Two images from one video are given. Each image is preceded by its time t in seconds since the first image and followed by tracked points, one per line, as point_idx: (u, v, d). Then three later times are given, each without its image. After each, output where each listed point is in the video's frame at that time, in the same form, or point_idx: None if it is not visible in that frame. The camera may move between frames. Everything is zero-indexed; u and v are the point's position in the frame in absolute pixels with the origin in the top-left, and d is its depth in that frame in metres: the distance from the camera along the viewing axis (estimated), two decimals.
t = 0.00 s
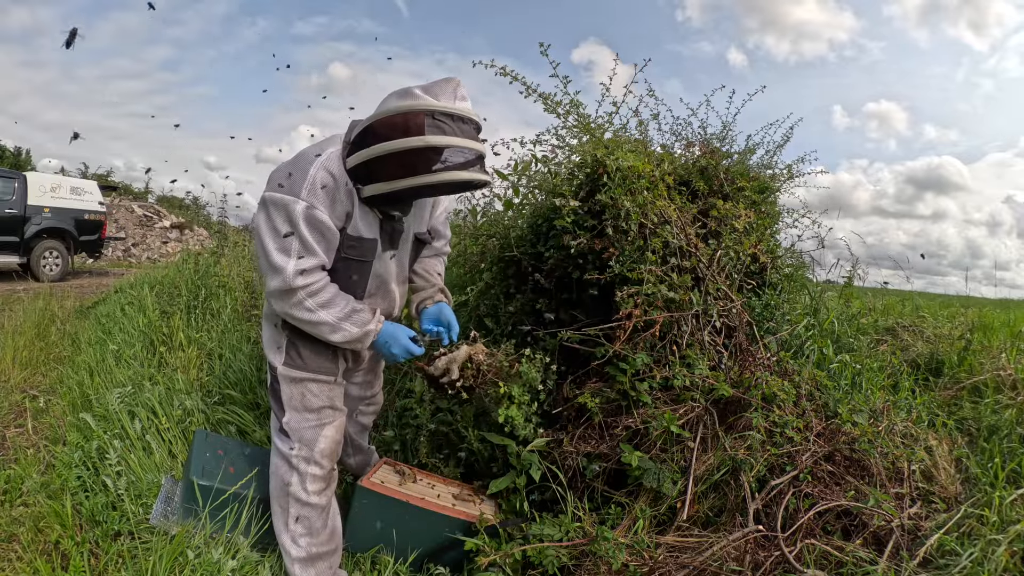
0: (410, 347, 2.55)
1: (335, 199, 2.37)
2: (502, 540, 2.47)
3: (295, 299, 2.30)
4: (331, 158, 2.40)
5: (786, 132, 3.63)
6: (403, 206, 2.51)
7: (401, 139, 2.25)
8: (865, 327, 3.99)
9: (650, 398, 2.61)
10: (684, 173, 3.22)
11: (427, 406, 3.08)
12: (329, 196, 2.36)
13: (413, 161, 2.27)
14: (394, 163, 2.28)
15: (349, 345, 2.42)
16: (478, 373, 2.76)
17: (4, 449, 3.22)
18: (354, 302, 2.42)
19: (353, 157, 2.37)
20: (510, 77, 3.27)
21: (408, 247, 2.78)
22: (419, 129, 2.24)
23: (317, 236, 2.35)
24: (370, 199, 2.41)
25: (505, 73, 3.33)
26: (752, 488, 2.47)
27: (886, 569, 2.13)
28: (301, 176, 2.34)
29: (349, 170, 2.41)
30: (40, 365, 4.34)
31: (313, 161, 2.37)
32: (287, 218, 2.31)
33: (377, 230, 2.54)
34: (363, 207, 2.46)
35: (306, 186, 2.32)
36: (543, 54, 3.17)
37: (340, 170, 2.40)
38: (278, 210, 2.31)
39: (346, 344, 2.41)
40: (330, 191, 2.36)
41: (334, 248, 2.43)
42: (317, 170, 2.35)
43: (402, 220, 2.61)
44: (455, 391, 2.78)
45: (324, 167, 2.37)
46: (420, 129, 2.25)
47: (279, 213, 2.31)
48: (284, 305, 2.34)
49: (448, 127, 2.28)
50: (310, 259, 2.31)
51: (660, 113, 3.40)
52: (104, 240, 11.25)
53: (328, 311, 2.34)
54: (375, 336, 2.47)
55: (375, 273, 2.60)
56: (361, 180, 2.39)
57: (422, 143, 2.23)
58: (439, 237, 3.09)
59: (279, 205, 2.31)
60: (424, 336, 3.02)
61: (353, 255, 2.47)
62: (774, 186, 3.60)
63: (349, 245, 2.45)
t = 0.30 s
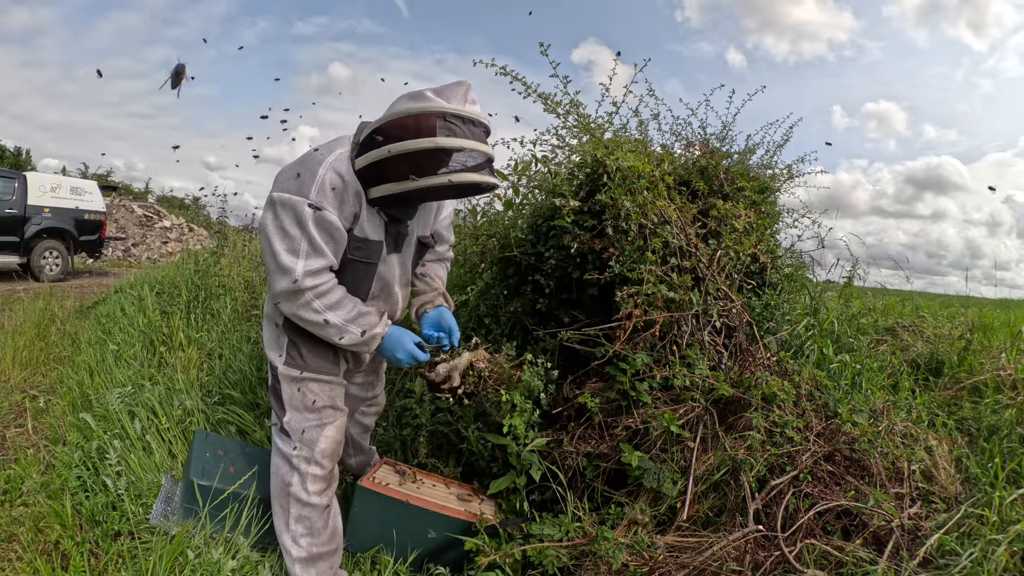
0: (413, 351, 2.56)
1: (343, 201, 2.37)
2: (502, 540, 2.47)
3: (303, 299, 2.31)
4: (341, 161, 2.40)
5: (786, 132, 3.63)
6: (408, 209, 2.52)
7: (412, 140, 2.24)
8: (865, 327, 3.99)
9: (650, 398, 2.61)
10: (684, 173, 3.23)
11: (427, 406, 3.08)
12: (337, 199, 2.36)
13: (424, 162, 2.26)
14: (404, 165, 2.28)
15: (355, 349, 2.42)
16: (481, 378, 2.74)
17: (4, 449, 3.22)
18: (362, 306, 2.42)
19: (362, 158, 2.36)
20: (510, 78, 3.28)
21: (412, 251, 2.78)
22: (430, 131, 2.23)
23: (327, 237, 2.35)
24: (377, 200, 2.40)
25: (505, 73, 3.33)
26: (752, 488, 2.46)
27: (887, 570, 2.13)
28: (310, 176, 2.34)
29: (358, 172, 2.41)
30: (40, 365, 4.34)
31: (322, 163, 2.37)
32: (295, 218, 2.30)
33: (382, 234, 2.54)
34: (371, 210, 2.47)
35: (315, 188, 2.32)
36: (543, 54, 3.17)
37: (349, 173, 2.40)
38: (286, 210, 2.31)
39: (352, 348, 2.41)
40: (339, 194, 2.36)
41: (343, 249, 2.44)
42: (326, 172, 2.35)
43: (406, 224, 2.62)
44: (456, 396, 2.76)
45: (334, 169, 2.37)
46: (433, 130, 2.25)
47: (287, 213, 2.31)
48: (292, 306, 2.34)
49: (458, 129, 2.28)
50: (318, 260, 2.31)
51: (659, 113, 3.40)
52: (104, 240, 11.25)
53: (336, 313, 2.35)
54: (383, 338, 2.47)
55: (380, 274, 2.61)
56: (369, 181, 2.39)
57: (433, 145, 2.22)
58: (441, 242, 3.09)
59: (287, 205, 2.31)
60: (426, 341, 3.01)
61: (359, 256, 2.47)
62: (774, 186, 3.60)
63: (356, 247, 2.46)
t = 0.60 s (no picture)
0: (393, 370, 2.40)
1: (327, 212, 2.36)
2: (502, 540, 2.47)
3: (252, 307, 2.25)
4: (326, 168, 2.40)
5: (786, 132, 3.63)
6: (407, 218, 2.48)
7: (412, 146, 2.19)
8: (865, 327, 3.99)
9: (650, 398, 2.61)
10: (684, 173, 3.23)
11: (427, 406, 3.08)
12: (317, 209, 2.34)
13: (424, 169, 2.21)
14: (404, 170, 2.23)
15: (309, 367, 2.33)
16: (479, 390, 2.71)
17: (4, 449, 3.22)
18: (318, 324, 2.31)
19: (363, 161, 2.32)
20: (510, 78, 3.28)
21: (414, 262, 2.74)
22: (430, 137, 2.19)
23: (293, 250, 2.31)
24: (376, 208, 2.36)
25: (505, 73, 3.34)
26: (752, 488, 2.46)
27: (887, 570, 2.13)
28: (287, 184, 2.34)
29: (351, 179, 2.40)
30: (40, 365, 4.34)
31: (305, 170, 2.37)
32: (264, 224, 2.29)
33: (377, 244, 2.52)
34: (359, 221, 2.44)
35: (292, 195, 2.31)
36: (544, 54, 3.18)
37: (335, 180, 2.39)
38: (257, 215, 2.30)
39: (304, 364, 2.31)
40: (322, 203, 2.35)
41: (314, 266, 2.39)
42: (307, 179, 2.35)
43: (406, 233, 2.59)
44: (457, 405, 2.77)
45: (317, 177, 2.36)
46: (435, 135, 2.19)
47: (256, 219, 2.30)
48: (246, 314, 2.28)
49: (460, 133, 2.23)
50: (277, 270, 2.27)
51: (660, 113, 3.40)
52: (104, 240, 11.25)
53: (290, 325, 2.27)
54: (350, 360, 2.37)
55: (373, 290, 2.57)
56: (366, 189, 2.35)
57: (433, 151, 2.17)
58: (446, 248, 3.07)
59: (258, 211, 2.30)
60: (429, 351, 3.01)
61: (349, 273, 2.46)
62: (774, 186, 3.60)
63: (344, 262, 2.45)
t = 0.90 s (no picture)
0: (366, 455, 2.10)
1: (292, 213, 1.99)
2: (502, 540, 2.47)
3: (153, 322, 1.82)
4: (294, 146, 1.98)
5: (786, 132, 3.63)
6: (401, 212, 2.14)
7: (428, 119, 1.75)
8: (865, 327, 3.99)
9: (650, 398, 2.62)
10: (684, 173, 3.23)
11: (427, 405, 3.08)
12: (275, 207, 1.95)
13: (432, 150, 1.80)
14: (405, 150, 1.80)
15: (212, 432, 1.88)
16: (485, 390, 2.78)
17: (4, 449, 3.23)
18: (235, 377, 1.86)
19: (353, 131, 1.87)
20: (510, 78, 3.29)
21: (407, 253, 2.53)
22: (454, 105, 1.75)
23: (228, 264, 1.88)
24: (364, 201, 1.96)
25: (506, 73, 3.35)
26: (752, 488, 2.46)
27: (887, 570, 2.13)
28: (231, 174, 1.90)
29: (329, 160, 1.98)
30: (40, 365, 4.34)
31: (265, 143, 1.96)
32: (190, 223, 1.86)
33: (363, 248, 2.21)
34: (336, 224, 2.09)
35: (243, 191, 1.89)
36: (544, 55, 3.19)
37: (304, 165, 1.99)
38: (188, 209, 1.88)
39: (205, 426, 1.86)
40: (284, 201, 1.96)
41: (253, 286, 1.94)
42: (265, 159, 1.93)
43: (401, 229, 2.27)
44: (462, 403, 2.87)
45: (280, 157, 1.96)
46: (453, 99, 1.76)
47: (186, 214, 1.87)
48: (144, 334, 1.85)
49: (490, 100, 1.80)
50: (198, 285, 1.84)
51: (660, 114, 3.41)
52: (104, 241, 11.25)
53: (200, 365, 1.83)
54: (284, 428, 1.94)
55: (366, 308, 2.36)
56: (364, 171, 1.93)
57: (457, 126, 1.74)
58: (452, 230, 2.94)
59: (190, 203, 1.88)
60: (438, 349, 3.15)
61: (330, 293, 2.17)
62: (774, 186, 3.60)
63: (321, 280, 2.12)
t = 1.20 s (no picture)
0: (258, 494, 1.90)
1: (313, 166, 1.83)
2: (502, 540, 2.47)
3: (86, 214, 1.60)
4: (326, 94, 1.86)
5: (786, 133, 3.64)
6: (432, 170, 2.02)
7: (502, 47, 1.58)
8: (865, 327, 3.99)
9: (650, 398, 2.62)
10: (684, 174, 3.24)
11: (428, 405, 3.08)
12: (295, 157, 1.79)
13: (502, 87, 1.63)
14: (467, 81, 1.61)
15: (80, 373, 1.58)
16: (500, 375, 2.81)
17: (5, 449, 3.23)
18: (131, 327, 1.59)
19: (401, 63, 1.67)
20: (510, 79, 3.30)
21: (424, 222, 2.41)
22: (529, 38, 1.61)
23: (200, 194, 1.67)
24: (404, 145, 1.78)
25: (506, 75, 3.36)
26: (752, 488, 2.46)
27: (886, 569, 2.13)
28: (244, 103, 1.73)
29: (364, 105, 1.83)
30: (40, 365, 4.35)
31: (289, 81, 1.81)
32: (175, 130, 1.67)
33: (383, 214, 2.11)
34: (358, 187, 1.96)
35: (256, 130, 1.73)
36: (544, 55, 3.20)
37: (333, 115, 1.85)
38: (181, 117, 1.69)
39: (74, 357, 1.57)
40: (306, 150, 1.80)
41: (207, 225, 1.70)
42: (292, 101, 1.79)
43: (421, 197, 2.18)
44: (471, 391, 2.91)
45: (304, 101, 1.81)
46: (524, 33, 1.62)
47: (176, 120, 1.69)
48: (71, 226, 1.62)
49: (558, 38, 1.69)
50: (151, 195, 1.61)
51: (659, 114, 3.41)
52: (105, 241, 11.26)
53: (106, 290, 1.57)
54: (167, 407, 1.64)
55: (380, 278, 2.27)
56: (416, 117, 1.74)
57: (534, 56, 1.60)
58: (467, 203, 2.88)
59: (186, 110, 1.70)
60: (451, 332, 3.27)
61: (347, 262, 2.03)
62: (774, 186, 3.60)
63: (339, 248, 1.99)
